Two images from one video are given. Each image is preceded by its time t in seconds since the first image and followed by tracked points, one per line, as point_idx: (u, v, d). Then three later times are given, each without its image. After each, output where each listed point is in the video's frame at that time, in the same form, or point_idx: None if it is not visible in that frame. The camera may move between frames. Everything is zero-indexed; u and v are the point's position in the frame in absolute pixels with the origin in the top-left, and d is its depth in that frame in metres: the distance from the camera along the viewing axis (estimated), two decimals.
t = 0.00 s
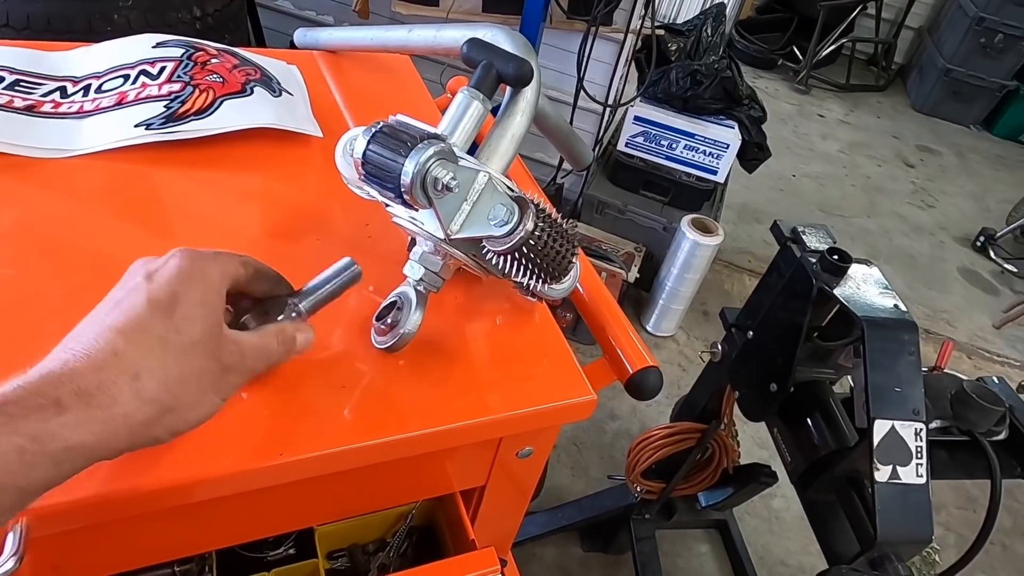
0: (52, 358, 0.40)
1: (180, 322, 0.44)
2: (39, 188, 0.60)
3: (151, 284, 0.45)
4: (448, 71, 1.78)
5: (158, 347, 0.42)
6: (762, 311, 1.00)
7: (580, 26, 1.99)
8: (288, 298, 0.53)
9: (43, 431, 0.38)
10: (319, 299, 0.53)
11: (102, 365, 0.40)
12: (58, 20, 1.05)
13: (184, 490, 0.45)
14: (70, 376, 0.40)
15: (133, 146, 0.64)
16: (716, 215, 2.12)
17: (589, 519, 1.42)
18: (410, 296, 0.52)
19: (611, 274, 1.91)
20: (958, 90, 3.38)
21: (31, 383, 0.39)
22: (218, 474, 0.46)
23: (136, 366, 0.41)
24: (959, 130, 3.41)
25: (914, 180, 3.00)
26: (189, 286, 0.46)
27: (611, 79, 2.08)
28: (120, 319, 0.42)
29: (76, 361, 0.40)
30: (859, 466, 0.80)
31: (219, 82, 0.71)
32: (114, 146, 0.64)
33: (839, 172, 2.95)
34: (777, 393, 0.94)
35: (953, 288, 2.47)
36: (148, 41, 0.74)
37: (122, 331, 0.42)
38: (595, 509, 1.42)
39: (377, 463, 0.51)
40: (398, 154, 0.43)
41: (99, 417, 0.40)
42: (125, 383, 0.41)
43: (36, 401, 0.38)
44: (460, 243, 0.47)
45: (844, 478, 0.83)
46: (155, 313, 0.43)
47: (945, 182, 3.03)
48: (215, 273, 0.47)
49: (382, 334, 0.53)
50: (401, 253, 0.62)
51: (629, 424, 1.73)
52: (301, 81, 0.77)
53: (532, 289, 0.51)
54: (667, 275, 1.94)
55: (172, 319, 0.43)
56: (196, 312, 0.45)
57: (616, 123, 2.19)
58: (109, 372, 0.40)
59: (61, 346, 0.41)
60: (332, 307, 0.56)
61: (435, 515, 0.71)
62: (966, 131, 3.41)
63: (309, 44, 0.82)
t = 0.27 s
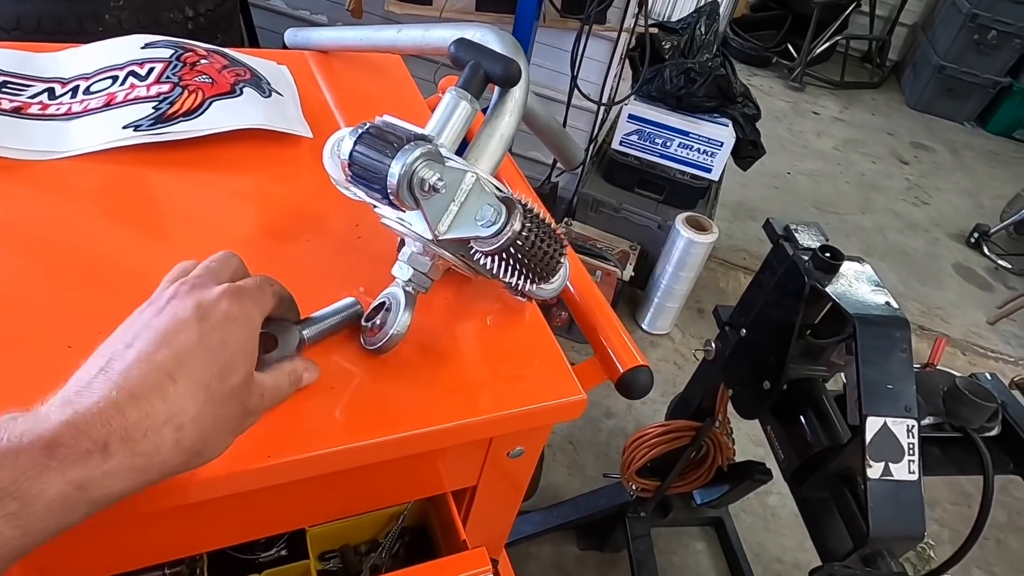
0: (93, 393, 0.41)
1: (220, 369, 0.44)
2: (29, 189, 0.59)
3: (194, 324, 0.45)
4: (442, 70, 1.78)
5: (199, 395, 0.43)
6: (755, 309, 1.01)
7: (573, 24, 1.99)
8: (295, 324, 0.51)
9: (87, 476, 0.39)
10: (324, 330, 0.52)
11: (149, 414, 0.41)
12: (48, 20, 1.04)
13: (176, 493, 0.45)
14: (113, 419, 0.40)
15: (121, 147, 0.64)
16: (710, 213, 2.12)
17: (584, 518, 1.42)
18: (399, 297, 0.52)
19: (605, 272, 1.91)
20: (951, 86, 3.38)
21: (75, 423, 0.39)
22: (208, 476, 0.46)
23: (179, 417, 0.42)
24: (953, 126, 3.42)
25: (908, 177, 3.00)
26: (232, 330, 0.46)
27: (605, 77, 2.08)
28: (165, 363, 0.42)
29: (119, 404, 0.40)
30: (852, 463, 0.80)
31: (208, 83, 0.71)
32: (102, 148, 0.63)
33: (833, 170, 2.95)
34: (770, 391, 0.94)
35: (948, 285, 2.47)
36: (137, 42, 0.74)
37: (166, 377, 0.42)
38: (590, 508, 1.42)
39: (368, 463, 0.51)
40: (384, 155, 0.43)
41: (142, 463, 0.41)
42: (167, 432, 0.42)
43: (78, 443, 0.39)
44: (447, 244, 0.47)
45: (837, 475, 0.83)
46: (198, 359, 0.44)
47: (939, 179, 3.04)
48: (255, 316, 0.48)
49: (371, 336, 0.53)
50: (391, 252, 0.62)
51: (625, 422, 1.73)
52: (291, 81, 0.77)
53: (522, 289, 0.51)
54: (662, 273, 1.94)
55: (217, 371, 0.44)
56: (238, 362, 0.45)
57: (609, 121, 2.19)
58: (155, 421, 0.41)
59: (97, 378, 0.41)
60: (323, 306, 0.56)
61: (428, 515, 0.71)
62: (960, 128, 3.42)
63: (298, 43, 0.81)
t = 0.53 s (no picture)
0: (124, 270, 0.34)
1: (268, 237, 0.35)
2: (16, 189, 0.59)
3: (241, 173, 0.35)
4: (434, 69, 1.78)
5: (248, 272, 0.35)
6: (744, 307, 1.01)
7: (565, 23, 1.98)
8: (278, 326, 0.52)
9: (116, 379, 0.34)
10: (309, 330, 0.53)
11: (183, 302, 0.34)
12: (37, 20, 1.04)
13: (160, 494, 0.45)
14: (145, 308, 0.33)
15: (104, 148, 0.64)
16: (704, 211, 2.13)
17: (578, 516, 1.42)
18: (382, 297, 0.52)
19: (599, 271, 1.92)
20: (945, 84, 3.39)
21: (107, 308, 0.33)
22: (193, 476, 0.45)
23: (221, 303, 0.35)
24: (946, 123, 3.43)
25: (902, 174, 3.01)
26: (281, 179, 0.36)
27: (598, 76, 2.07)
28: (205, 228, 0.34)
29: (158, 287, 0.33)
30: (842, 460, 0.80)
31: (192, 84, 0.71)
32: (84, 148, 0.63)
33: (827, 167, 2.96)
34: (760, 388, 0.94)
35: (941, 281, 2.48)
36: (121, 42, 0.74)
37: (204, 254, 0.34)
38: (584, 507, 1.42)
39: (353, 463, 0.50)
40: (363, 155, 0.43)
41: (178, 360, 0.35)
42: (209, 322, 0.35)
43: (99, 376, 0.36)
44: (428, 244, 0.47)
45: (826, 473, 0.83)
46: (236, 222, 0.34)
47: (933, 175, 3.04)
48: (306, 158, 0.36)
49: (354, 337, 0.53)
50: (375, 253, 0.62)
51: (619, 421, 1.73)
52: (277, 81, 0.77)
53: (503, 289, 0.51)
54: (656, 272, 1.94)
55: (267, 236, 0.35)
56: (292, 225, 0.35)
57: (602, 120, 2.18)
58: (195, 309, 0.34)
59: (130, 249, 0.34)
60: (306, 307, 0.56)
61: (415, 516, 0.71)
62: (953, 125, 3.43)
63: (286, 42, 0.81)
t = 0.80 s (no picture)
0: (224, 264, 0.39)
1: (347, 263, 0.41)
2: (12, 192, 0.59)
3: (342, 207, 0.42)
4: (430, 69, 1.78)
5: (323, 288, 0.41)
6: (740, 306, 1.01)
7: (561, 23, 1.99)
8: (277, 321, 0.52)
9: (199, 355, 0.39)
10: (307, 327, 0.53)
11: (264, 300, 0.40)
12: (32, 22, 1.04)
13: (160, 496, 0.45)
14: (232, 298, 0.39)
15: (102, 151, 0.64)
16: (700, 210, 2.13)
17: (576, 515, 1.42)
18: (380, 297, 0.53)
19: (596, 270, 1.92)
20: (940, 82, 3.40)
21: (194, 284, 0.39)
22: (194, 478, 0.46)
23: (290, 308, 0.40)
24: (941, 121, 3.44)
25: (897, 172, 3.02)
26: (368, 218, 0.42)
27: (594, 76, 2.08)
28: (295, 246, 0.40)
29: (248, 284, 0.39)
30: (838, 458, 0.81)
31: (189, 86, 0.71)
32: (81, 151, 0.63)
33: (823, 165, 2.97)
34: (756, 387, 0.94)
35: (937, 279, 2.49)
36: (117, 45, 0.74)
37: (290, 263, 0.40)
38: (582, 506, 1.43)
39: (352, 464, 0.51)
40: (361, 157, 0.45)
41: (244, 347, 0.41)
42: (276, 319, 0.41)
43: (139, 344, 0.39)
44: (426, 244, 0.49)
45: (823, 470, 0.84)
46: (324, 247, 0.41)
47: (928, 173, 3.05)
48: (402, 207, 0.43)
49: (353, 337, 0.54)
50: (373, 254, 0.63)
51: (617, 419, 1.74)
52: (274, 83, 0.77)
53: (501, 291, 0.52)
54: (652, 271, 1.95)
55: (349, 264, 0.41)
56: (372, 260, 0.42)
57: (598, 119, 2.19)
58: (271, 306, 0.40)
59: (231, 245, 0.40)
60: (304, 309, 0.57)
61: (414, 515, 0.71)
62: (949, 123, 3.44)
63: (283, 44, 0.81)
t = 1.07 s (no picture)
0: (220, 275, 0.39)
1: (346, 273, 0.41)
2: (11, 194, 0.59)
3: (340, 216, 0.42)
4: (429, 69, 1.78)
5: (322, 299, 0.41)
6: (740, 305, 1.01)
7: (559, 23, 1.99)
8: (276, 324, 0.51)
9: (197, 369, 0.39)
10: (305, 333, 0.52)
11: (263, 312, 0.39)
12: (30, 23, 1.04)
13: (161, 500, 0.45)
14: (229, 310, 0.39)
15: (101, 153, 0.63)
16: (698, 210, 2.13)
17: (576, 515, 1.42)
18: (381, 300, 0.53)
19: (595, 270, 1.92)
20: (936, 80, 3.41)
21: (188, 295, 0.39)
22: (195, 481, 0.45)
23: (289, 321, 0.40)
24: (938, 120, 3.45)
25: (894, 171, 3.02)
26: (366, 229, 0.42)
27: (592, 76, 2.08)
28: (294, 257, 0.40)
29: (246, 297, 0.39)
30: (839, 458, 0.81)
31: (188, 88, 0.71)
32: (80, 154, 0.63)
33: (820, 164, 2.97)
34: (756, 386, 0.94)
35: (935, 277, 2.49)
36: (116, 47, 0.73)
37: (287, 275, 0.40)
38: (582, 506, 1.43)
39: (353, 467, 0.51)
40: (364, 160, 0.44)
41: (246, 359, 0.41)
42: (274, 333, 0.40)
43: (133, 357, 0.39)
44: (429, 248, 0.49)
45: (823, 469, 0.84)
46: (325, 257, 0.41)
47: (925, 172, 3.06)
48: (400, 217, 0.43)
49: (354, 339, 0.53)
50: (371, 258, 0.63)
51: (616, 419, 1.74)
52: (272, 83, 0.77)
53: (502, 292, 0.53)
54: (651, 270, 1.95)
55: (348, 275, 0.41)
56: (370, 270, 0.42)
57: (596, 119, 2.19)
58: (270, 319, 0.40)
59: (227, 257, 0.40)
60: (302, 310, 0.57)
61: (415, 517, 0.71)
62: (945, 121, 3.45)
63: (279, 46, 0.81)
